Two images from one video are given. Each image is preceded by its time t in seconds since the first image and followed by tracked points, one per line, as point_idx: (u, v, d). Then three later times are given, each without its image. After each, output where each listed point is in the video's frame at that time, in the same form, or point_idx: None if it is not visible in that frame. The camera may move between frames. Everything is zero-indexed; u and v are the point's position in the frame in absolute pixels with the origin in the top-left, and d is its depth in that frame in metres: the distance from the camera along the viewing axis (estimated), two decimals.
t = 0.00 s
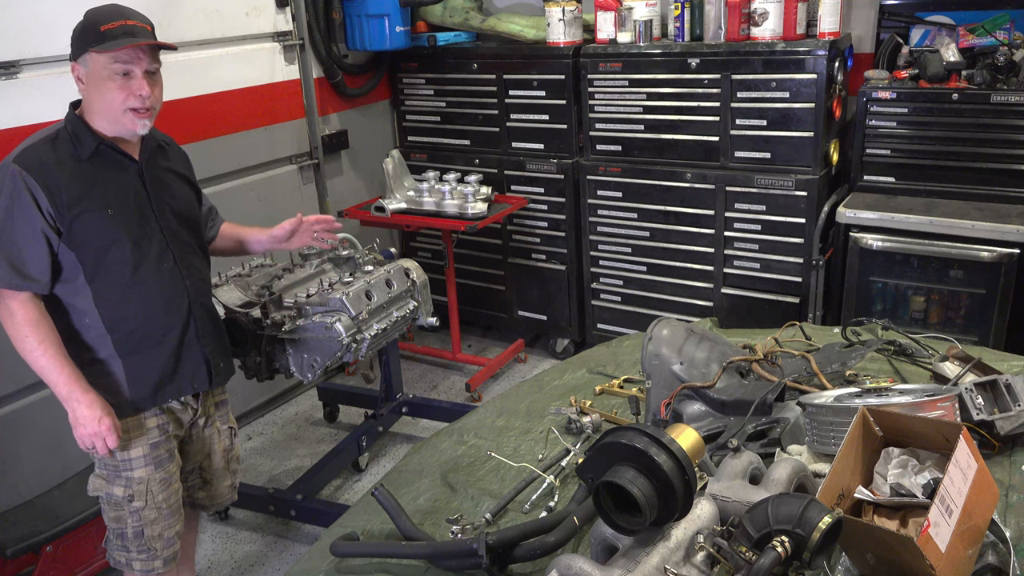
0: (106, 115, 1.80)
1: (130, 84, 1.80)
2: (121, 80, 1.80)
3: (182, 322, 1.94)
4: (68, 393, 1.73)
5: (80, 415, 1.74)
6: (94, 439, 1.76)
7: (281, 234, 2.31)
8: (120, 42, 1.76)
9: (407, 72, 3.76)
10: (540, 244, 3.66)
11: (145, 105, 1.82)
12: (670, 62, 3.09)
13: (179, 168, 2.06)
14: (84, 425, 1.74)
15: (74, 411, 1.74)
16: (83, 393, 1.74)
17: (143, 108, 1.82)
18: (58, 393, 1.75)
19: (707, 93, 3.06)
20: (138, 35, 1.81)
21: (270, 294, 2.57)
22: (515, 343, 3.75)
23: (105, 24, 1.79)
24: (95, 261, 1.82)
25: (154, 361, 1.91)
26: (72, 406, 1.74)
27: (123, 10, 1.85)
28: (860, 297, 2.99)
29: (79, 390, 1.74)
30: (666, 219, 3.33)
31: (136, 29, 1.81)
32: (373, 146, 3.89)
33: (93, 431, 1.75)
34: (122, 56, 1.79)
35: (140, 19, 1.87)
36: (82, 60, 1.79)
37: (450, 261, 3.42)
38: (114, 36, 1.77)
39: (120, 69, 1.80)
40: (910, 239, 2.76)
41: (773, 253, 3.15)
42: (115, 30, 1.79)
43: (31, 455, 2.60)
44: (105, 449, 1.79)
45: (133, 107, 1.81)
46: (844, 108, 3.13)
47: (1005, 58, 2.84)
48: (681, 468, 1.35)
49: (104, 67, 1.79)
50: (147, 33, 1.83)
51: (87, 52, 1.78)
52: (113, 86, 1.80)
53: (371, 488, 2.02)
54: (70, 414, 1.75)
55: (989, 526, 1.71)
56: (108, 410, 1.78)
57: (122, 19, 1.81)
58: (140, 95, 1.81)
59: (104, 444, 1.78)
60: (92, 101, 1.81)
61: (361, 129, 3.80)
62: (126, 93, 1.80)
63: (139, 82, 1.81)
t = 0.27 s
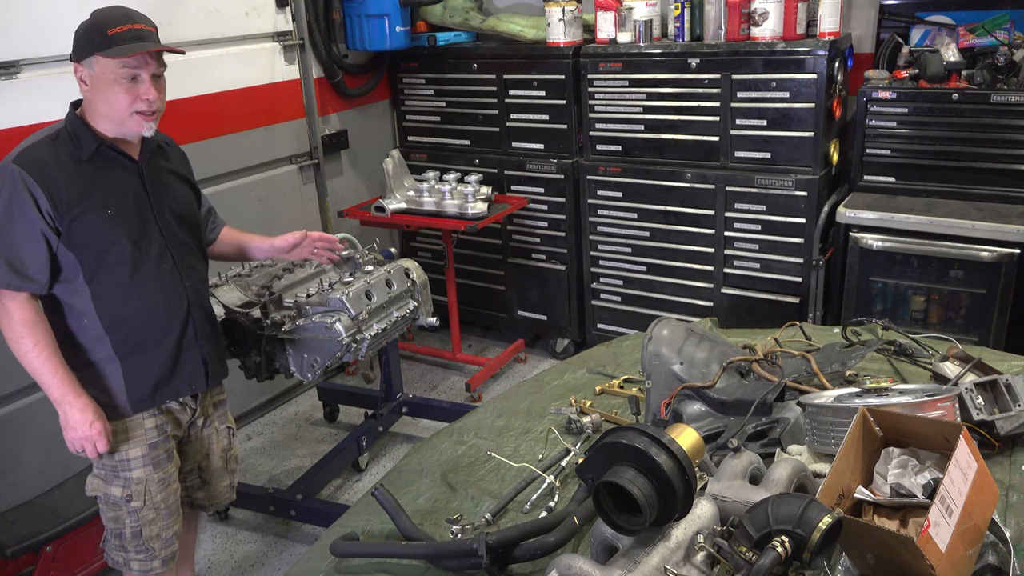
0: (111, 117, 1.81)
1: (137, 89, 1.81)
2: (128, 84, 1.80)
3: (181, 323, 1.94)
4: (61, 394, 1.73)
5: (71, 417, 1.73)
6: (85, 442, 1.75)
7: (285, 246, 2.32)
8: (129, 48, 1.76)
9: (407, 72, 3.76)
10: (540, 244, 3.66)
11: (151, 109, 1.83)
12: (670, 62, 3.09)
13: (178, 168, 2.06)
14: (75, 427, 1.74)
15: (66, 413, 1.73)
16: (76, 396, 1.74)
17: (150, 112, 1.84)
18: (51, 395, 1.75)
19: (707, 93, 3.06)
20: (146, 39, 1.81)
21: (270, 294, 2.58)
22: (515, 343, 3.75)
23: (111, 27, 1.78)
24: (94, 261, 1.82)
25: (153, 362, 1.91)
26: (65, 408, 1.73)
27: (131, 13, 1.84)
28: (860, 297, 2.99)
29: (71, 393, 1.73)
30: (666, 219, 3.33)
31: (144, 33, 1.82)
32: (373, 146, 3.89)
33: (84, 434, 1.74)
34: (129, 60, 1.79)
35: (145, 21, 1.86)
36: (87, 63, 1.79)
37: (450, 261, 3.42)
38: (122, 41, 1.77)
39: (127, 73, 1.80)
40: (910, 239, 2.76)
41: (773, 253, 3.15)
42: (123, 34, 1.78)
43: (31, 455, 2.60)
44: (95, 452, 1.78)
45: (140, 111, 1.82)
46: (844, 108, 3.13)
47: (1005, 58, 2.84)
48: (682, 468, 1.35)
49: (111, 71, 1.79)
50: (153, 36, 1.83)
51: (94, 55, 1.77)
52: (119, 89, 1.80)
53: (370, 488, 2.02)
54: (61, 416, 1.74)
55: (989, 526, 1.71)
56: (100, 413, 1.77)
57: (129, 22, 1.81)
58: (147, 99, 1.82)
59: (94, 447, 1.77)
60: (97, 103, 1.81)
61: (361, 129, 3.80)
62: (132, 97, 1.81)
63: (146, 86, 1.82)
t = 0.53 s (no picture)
0: (121, 119, 1.81)
1: (147, 89, 1.82)
2: (137, 85, 1.81)
3: (181, 323, 1.95)
4: (63, 396, 1.73)
5: (75, 418, 1.74)
6: (88, 444, 1.76)
7: (282, 249, 2.33)
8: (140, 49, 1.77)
9: (407, 72, 3.76)
10: (540, 244, 3.66)
11: (161, 109, 1.84)
12: (670, 61, 3.09)
13: (177, 168, 2.06)
14: (79, 429, 1.74)
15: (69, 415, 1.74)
16: (78, 398, 1.74)
17: (159, 112, 1.84)
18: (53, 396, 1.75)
19: (707, 93, 3.06)
20: (153, 41, 1.83)
21: (270, 294, 2.58)
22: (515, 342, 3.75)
23: (119, 29, 1.79)
24: (94, 262, 1.82)
25: (153, 362, 1.91)
26: (67, 411, 1.73)
27: (133, 15, 1.85)
28: (860, 297, 2.99)
29: (74, 394, 1.74)
30: (666, 219, 3.33)
31: (150, 35, 1.84)
32: (373, 146, 3.89)
33: (87, 435, 1.75)
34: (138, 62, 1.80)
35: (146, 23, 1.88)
36: (95, 65, 1.78)
37: (450, 261, 3.42)
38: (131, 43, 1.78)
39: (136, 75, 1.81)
40: (910, 239, 2.76)
41: (773, 253, 3.15)
42: (131, 35, 1.80)
43: (31, 455, 2.61)
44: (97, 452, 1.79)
45: (149, 112, 1.83)
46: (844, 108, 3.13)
47: (1005, 58, 2.84)
48: (682, 468, 1.34)
49: (120, 73, 1.79)
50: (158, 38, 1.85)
51: (103, 57, 1.77)
52: (128, 91, 1.80)
53: (370, 488, 2.02)
54: (64, 417, 1.75)
55: (989, 526, 1.71)
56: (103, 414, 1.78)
57: (135, 24, 1.82)
58: (157, 100, 1.83)
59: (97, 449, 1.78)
60: (106, 106, 1.81)
61: (361, 129, 3.80)
62: (142, 98, 1.81)
63: (156, 87, 1.82)
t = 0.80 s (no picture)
0: (121, 118, 1.82)
1: (149, 90, 1.83)
2: (140, 86, 1.81)
3: (182, 322, 1.95)
4: (80, 389, 1.72)
5: (95, 410, 1.73)
6: (113, 433, 1.75)
7: (279, 256, 2.33)
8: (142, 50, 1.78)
9: (407, 72, 3.76)
10: (540, 244, 3.66)
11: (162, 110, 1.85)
12: (670, 61, 3.09)
13: (177, 168, 2.06)
14: (101, 420, 1.73)
15: (90, 407, 1.73)
16: (95, 389, 1.73)
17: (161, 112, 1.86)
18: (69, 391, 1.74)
19: (707, 94, 3.06)
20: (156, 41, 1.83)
21: (270, 294, 2.58)
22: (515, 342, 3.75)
23: (121, 30, 1.78)
24: (96, 262, 1.82)
25: (155, 362, 1.91)
26: (87, 403, 1.73)
27: (134, 14, 1.85)
28: (860, 297, 2.99)
29: (90, 386, 1.73)
30: (666, 219, 3.33)
31: (153, 35, 1.84)
32: (373, 146, 3.89)
33: (110, 424, 1.74)
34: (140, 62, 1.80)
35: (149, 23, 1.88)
36: (97, 65, 1.79)
37: (450, 261, 3.42)
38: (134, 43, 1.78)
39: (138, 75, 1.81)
40: (911, 239, 2.76)
41: (773, 253, 3.15)
42: (135, 36, 1.80)
43: (31, 455, 2.60)
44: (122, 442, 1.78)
45: (152, 112, 1.84)
46: (843, 108, 3.13)
47: (1005, 58, 2.84)
48: (682, 468, 1.35)
49: (123, 73, 1.79)
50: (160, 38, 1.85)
51: (106, 58, 1.77)
52: (130, 91, 1.81)
53: (371, 488, 2.02)
54: (83, 410, 1.74)
55: (989, 526, 1.71)
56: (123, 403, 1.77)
57: (139, 24, 1.83)
58: (159, 99, 1.84)
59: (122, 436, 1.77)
60: (109, 106, 1.81)
61: (361, 129, 3.80)
62: (144, 98, 1.82)
63: (158, 87, 1.83)
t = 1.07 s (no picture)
0: (111, 116, 1.81)
1: (138, 87, 1.82)
2: (128, 83, 1.80)
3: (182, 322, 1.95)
4: (122, 346, 1.69)
5: (144, 361, 1.69)
6: (168, 377, 1.71)
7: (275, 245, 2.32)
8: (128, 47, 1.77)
9: (407, 72, 3.76)
10: (540, 244, 3.66)
11: (151, 108, 1.84)
12: (670, 61, 3.09)
13: (176, 168, 2.06)
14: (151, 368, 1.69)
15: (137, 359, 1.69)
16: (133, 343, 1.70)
17: (151, 109, 1.84)
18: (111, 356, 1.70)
19: (707, 94, 3.06)
20: (143, 38, 1.82)
21: (270, 294, 2.59)
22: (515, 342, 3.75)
23: (109, 27, 1.79)
24: (97, 262, 1.82)
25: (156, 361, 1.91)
26: (134, 356, 1.69)
27: (126, 13, 1.85)
28: (860, 297, 2.99)
29: (128, 341, 1.70)
30: (666, 219, 3.33)
31: (141, 33, 1.83)
32: (373, 146, 3.89)
33: (162, 367, 1.70)
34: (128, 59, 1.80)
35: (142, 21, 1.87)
36: (86, 64, 1.79)
37: (450, 261, 3.42)
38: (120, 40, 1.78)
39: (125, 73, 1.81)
40: (911, 239, 2.76)
41: (773, 253, 3.15)
42: (120, 34, 1.79)
43: (31, 455, 2.60)
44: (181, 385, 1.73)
45: (141, 109, 1.83)
46: (844, 108, 3.13)
47: (1005, 58, 2.84)
48: (682, 468, 1.35)
49: (110, 70, 1.79)
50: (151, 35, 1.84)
51: (93, 55, 1.77)
52: (119, 88, 1.80)
53: (371, 488, 2.02)
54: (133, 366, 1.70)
55: (989, 526, 1.71)
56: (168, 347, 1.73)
57: (126, 23, 1.82)
58: (148, 97, 1.83)
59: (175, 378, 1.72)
60: (99, 104, 1.81)
61: (361, 129, 3.80)
62: (133, 95, 1.81)
63: (146, 84, 1.82)
